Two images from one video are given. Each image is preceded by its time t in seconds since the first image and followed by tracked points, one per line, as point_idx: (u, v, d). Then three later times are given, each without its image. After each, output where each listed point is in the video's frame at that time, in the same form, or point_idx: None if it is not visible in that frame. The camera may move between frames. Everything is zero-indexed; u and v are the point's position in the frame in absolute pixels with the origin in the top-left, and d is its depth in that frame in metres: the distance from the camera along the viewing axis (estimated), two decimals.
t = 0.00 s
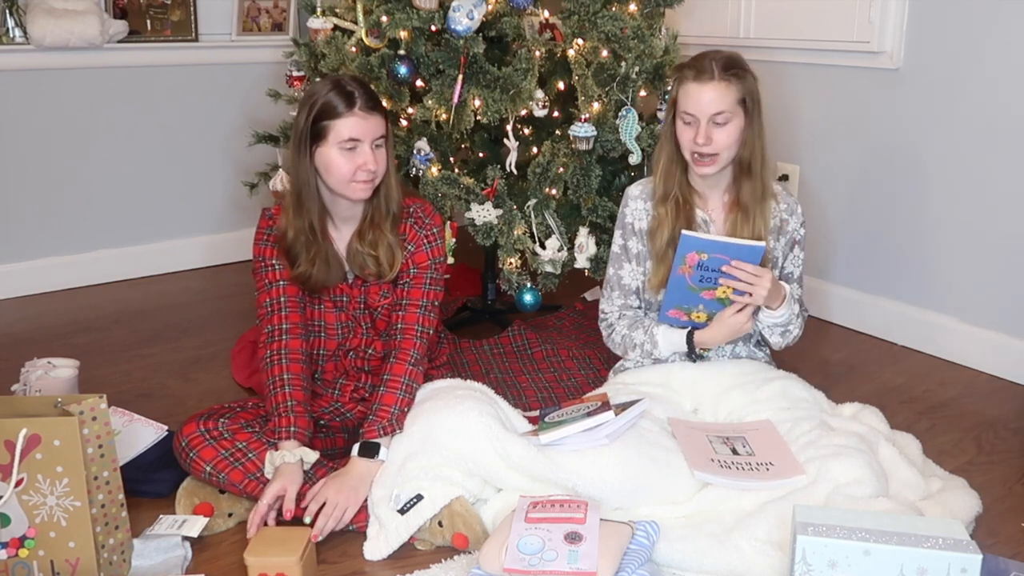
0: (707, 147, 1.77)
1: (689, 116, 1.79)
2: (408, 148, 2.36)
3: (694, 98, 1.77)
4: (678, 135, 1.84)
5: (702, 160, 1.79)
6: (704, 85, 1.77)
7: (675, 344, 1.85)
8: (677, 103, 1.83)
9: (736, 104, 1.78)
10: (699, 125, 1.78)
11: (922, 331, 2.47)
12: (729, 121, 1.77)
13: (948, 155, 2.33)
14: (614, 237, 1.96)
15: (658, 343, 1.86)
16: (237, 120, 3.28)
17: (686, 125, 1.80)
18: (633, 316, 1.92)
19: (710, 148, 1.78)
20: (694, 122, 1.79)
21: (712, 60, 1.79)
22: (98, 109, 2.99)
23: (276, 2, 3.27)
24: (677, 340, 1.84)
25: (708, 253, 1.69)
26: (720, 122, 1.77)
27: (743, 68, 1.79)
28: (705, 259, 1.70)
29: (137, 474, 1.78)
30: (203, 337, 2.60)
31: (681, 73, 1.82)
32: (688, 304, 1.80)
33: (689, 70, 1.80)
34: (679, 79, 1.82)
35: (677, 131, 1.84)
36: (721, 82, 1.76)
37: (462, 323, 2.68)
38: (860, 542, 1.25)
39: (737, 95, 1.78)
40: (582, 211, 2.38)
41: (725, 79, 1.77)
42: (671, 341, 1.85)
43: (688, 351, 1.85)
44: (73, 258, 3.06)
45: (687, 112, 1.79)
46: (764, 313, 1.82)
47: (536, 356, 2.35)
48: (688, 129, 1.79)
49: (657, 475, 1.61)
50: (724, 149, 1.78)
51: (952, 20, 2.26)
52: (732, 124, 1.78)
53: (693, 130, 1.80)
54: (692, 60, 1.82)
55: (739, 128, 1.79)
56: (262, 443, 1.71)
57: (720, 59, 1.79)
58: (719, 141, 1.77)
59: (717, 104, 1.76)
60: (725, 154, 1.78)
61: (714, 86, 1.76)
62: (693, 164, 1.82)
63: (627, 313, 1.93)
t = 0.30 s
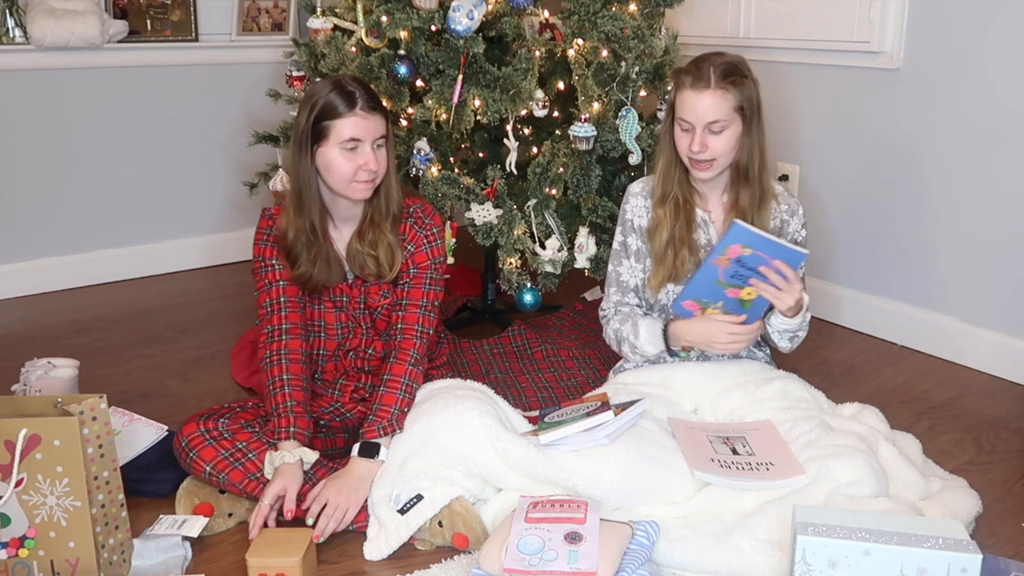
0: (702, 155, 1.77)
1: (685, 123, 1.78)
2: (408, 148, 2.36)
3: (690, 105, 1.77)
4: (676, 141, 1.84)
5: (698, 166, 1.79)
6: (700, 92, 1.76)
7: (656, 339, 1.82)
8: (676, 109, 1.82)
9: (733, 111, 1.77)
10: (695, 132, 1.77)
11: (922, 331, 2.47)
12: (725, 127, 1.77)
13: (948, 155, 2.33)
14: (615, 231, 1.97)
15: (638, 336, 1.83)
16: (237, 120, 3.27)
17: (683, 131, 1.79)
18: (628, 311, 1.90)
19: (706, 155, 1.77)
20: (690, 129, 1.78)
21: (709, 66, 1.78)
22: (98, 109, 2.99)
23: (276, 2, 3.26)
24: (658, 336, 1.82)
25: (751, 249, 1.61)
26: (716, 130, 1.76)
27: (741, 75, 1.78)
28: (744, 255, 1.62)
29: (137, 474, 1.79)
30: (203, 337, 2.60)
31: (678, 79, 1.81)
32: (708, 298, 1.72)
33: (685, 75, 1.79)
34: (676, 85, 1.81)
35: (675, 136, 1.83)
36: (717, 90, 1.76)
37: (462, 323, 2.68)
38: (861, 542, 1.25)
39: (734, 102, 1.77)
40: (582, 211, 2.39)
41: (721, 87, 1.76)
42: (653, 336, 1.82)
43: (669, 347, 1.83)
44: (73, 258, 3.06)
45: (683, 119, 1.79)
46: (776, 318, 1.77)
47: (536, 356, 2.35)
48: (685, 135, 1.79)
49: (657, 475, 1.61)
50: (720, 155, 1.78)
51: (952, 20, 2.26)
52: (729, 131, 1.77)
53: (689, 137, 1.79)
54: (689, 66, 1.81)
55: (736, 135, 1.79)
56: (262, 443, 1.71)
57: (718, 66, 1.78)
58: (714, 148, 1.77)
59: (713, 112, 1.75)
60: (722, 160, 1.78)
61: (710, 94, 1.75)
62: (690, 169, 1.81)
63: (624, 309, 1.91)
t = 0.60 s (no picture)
0: (708, 161, 1.76)
1: (690, 127, 1.77)
2: (408, 148, 2.36)
3: (696, 111, 1.76)
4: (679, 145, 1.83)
5: (702, 171, 1.78)
6: (706, 97, 1.75)
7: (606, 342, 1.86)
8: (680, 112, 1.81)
9: (739, 117, 1.76)
10: (700, 138, 1.76)
11: (922, 331, 2.47)
12: (730, 132, 1.76)
13: (949, 155, 2.33)
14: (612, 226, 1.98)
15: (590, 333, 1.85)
16: (237, 120, 3.27)
17: (688, 136, 1.78)
18: (606, 311, 1.89)
19: (710, 160, 1.76)
20: (695, 134, 1.77)
21: (715, 71, 1.77)
22: (98, 108, 2.99)
23: (276, 2, 3.26)
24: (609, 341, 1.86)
25: (858, 298, 1.53)
26: (721, 136, 1.76)
27: (748, 80, 1.77)
28: (848, 299, 1.53)
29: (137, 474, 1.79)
30: (203, 337, 2.60)
31: (683, 83, 1.80)
32: (787, 312, 1.61)
33: (690, 79, 1.78)
34: (682, 88, 1.80)
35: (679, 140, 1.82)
36: (724, 95, 1.75)
37: (462, 323, 2.68)
38: (861, 542, 1.25)
39: (740, 108, 1.77)
40: (582, 211, 2.38)
41: (728, 93, 1.75)
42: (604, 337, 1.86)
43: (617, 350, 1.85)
44: (72, 258, 3.06)
45: (688, 123, 1.77)
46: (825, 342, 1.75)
47: (536, 356, 2.35)
48: (691, 140, 1.78)
49: (657, 475, 1.61)
50: (724, 160, 1.77)
51: (952, 19, 2.27)
52: (734, 136, 1.77)
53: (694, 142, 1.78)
54: (694, 69, 1.80)
55: (741, 140, 1.78)
56: (262, 443, 1.71)
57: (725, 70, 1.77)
58: (718, 154, 1.76)
59: (719, 117, 1.74)
60: (727, 166, 1.77)
61: (717, 100, 1.74)
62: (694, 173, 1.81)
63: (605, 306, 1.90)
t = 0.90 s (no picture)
0: (718, 167, 1.75)
1: (697, 134, 1.76)
2: (408, 148, 2.36)
3: (705, 117, 1.74)
4: (685, 150, 1.81)
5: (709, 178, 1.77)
6: (715, 103, 1.74)
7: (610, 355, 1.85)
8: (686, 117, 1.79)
9: (747, 122, 1.76)
10: (710, 144, 1.75)
11: (922, 331, 2.47)
12: (738, 138, 1.75)
13: (949, 155, 2.33)
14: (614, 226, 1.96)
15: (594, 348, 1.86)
16: (237, 120, 3.27)
17: (696, 142, 1.77)
18: (610, 317, 1.92)
19: (719, 167, 1.75)
20: (704, 140, 1.76)
21: (722, 76, 1.75)
22: (98, 108, 2.99)
23: (276, 2, 3.26)
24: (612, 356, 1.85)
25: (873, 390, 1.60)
26: (731, 142, 1.75)
27: (754, 85, 1.76)
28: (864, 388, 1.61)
29: (137, 474, 1.79)
30: (203, 337, 2.60)
31: (689, 88, 1.78)
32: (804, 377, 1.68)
33: (697, 85, 1.76)
34: (688, 93, 1.78)
35: (685, 145, 1.80)
36: (734, 102, 1.74)
37: (462, 323, 2.68)
38: (861, 542, 1.25)
39: (748, 114, 1.76)
40: (582, 211, 2.39)
41: (738, 99, 1.74)
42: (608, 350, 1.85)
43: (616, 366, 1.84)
44: (72, 258, 3.06)
45: (695, 130, 1.76)
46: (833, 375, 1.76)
47: (536, 356, 2.35)
48: (699, 147, 1.76)
49: (657, 475, 1.61)
50: (732, 167, 1.76)
51: (952, 19, 2.27)
52: (741, 142, 1.76)
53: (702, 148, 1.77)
54: (700, 74, 1.78)
55: (748, 145, 1.77)
56: (262, 443, 1.71)
57: (732, 76, 1.75)
58: (727, 160, 1.75)
59: (728, 124, 1.73)
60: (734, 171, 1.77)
61: (727, 107, 1.73)
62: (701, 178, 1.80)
63: (608, 312, 1.93)
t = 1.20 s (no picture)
0: (728, 172, 1.75)
1: (708, 139, 1.75)
2: (408, 148, 2.36)
3: (716, 122, 1.73)
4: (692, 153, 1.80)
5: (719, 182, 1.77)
6: (726, 108, 1.73)
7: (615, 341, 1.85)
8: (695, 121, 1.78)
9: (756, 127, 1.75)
10: (720, 149, 1.74)
11: (922, 331, 2.47)
12: (748, 143, 1.75)
13: (949, 155, 2.33)
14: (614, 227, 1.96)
15: (602, 330, 1.87)
16: (237, 120, 3.27)
17: (706, 147, 1.76)
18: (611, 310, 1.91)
19: (729, 172, 1.75)
20: (714, 145, 1.75)
21: (731, 80, 1.74)
22: (98, 108, 2.99)
23: (276, 2, 3.26)
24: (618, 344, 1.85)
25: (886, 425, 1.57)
26: (741, 147, 1.74)
27: (763, 89, 1.76)
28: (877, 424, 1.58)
29: (137, 474, 1.79)
30: (203, 337, 2.60)
31: (698, 92, 1.77)
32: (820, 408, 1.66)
33: (707, 89, 1.75)
34: (698, 98, 1.76)
35: (693, 149, 1.79)
36: (745, 107, 1.73)
37: (462, 323, 2.68)
38: (861, 542, 1.25)
39: (757, 118, 1.75)
40: (582, 211, 2.39)
41: (749, 105, 1.73)
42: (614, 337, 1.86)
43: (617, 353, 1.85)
44: (72, 258, 3.06)
45: (706, 135, 1.75)
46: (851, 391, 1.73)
47: (536, 356, 2.35)
48: (709, 151, 1.76)
49: (657, 475, 1.61)
50: (741, 171, 1.76)
51: (952, 19, 2.27)
52: (750, 146, 1.76)
53: (712, 152, 1.76)
54: (709, 77, 1.77)
55: (756, 149, 1.77)
56: (262, 443, 1.71)
57: (741, 80, 1.75)
58: (737, 165, 1.75)
59: (739, 129, 1.72)
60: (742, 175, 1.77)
61: (738, 112, 1.72)
62: (709, 181, 1.79)
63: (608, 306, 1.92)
